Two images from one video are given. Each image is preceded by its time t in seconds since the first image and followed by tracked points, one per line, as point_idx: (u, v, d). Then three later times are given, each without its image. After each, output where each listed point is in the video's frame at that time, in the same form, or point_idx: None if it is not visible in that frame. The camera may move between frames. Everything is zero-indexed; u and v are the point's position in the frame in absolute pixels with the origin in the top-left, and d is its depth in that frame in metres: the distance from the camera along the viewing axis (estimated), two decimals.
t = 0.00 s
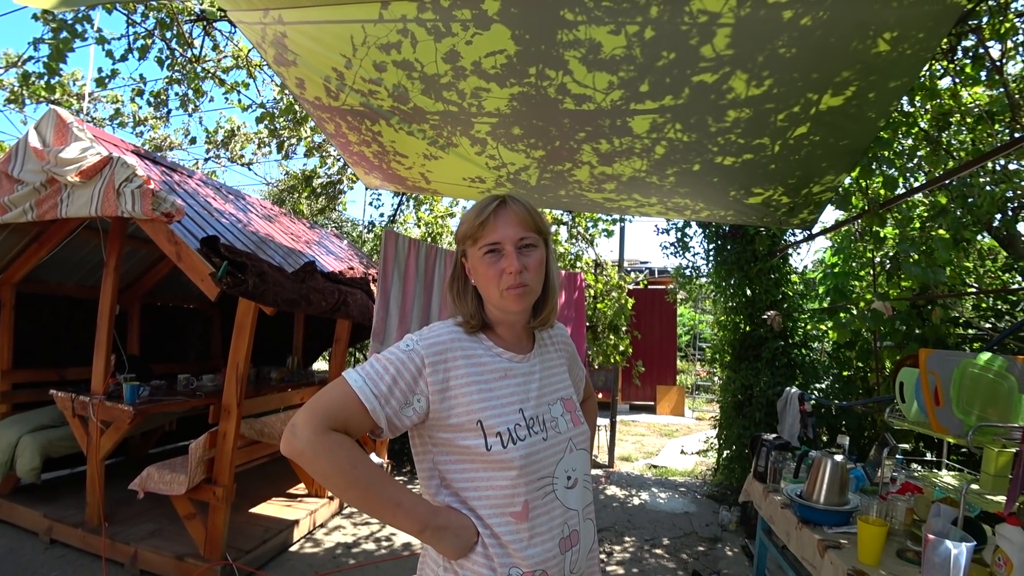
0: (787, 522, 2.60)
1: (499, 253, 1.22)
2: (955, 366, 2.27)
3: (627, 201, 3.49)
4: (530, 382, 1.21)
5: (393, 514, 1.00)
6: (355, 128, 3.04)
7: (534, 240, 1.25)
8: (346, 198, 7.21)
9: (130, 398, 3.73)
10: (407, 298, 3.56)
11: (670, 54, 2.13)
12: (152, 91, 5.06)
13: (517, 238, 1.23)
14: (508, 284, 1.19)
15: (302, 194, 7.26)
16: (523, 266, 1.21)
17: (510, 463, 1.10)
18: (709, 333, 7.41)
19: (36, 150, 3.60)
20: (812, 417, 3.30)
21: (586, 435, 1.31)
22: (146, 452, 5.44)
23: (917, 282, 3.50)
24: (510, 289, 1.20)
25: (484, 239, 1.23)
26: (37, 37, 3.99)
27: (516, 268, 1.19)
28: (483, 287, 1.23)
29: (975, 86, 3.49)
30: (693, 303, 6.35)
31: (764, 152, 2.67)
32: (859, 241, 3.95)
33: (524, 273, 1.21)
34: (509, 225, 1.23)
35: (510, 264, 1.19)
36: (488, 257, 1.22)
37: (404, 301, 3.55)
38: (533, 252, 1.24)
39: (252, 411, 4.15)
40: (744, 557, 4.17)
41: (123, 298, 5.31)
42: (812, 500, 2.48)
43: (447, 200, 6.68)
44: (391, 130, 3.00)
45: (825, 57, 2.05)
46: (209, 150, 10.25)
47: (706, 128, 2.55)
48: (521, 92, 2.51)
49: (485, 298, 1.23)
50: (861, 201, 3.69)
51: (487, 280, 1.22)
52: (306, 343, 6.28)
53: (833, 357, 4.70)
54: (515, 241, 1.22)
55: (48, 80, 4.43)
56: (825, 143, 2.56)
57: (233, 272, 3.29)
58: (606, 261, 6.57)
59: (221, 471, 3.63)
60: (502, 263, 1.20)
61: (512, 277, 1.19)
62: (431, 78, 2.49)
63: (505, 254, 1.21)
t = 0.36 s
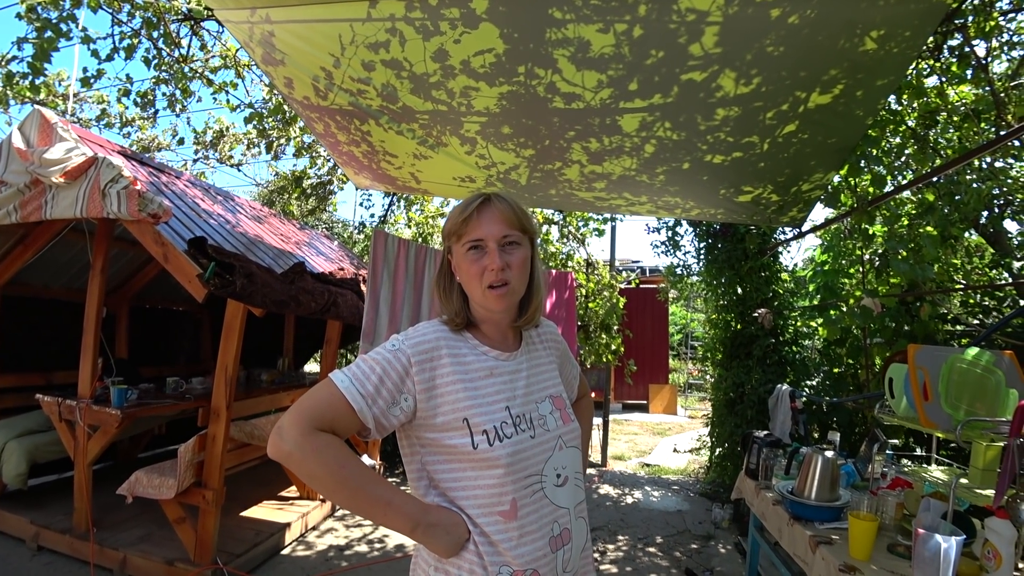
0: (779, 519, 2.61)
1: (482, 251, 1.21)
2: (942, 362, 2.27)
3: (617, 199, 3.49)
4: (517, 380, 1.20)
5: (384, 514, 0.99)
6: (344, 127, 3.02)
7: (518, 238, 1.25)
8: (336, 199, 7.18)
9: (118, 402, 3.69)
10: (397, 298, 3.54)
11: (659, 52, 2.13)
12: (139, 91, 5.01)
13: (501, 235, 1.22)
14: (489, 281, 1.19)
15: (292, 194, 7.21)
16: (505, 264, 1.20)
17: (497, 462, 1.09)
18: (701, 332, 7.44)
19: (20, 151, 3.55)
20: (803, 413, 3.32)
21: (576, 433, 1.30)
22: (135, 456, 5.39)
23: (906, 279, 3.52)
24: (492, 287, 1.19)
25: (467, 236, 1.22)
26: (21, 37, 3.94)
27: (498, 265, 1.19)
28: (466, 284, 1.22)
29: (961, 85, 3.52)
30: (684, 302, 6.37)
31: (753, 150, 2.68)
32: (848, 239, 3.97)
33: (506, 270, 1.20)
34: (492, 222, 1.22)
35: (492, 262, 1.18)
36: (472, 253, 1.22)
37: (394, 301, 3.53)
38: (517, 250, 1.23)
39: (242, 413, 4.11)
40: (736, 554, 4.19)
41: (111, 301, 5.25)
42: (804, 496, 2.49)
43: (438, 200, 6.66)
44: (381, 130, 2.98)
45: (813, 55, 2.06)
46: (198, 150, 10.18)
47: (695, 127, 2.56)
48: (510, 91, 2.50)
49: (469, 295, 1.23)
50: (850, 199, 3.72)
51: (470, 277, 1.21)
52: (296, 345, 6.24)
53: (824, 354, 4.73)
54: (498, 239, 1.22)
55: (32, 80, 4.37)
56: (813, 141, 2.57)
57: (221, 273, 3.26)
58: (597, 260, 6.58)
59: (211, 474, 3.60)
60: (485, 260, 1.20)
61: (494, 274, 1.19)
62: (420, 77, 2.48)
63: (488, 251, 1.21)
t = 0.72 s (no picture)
0: (778, 517, 2.62)
1: (500, 253, 1.21)
2: (940, 360, 2.29)
3: (615, 199, 3.50)
4: (517, 379, 1.20)
5: (390, 513, 0.99)
6: (342, 128, 3.02)
7: (534, 245, 1.26)
8: (334, 199, 7.18)
9: (116, 403, 3.68)
10: (396, 298, 3.54)
11: (657, 52, 2.14)
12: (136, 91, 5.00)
13: (520, 240, 1.23)
14: (505, 284, 1.19)
15: (290, 195, 7.20)
16: (522, 268, 1.21)
17: (499, 460, 1.09)
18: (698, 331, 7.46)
19: (17, 152, 3.54)
20: (801, 412, 3.33)
21: (575, 432, 1.31)
22: (133, 458, 5.38)
23: (903, 278, 3.53)
24: (506, 290, 1.19)
25: (487, 237, 1.21)
26: (17, 37, 3.93)
27: (517, 270, 1.19)
28: (476, 284, 1.22)
29: (957, 84, 3.53)
30: (683, 301, 6.38)
31: (751, 150, 2.69)
32: (846, 238, 3.99)
33: (522, 275, 1.21)
34: (513, 225, 1.23)
35: (512, 266, 1.18)
36: (488, 254, 1.20)
37: (393, 301, 3.53)
38: (532, 256, 1.25)
39: (241, 414, 4.11)
40: (735, 553, 4.20)
41: (108, 302, 5.24)
42: (803, 495, 2.49)
43: (436, 200, 6.66)
44: (379, 130, 2.98)
45: (810, 55, 2.06)
46: (195, 151, 10.16)
47: (693, 127, 2.57)
48: (509, 91, 2.50)
49: (477, 296, 1.22)
50: (847, 198, 3.72)
51: (482, 279, 1.21)
52: (295, 346, 6.23)
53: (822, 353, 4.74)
54: (517, 244, 1.22)
55: (28, 81, 4.36)
56: (811, 141, 2.58)
57: (220, 274, 3.25)
58: (595, 260, 6.60)
59: (210, 475, 3.59)
60: (503, 263, 1.20)
61: (511, 277, 1.19)
62: (419, 78, 2.48)
63: (506, 255, 1.20)
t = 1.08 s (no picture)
0: (777, 518, 2.62)
1: (498, 244, 1.22)
2: (939, 361, 2.29)
3: (615, 200, 3.50)
4: (520, 382, 1.21)
5: (393, 516, 1.00)
6: (343, 129, 3.02)
7: (532, 235, 1.26)
8: (334, 200, 7.18)
9: (117, 404, 3.68)
10: (396, 299, 3.55)
11: (656, 54, 2.14)
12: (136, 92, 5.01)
13: (518, 230, 1.23)
14: (505, 273, 1.19)
15: (290, 196, 7.21)
16: (522, 257, 1.21)
17: (502, 464, 1.10)
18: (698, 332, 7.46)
19: (17, 153, 3.55)
20: (801, 413, 3.33)
21: (576, 433, 1.31)
22: (133, 458, 5.38)
23: (902, 279, 3.53)
24: (508, 279, 1.19)
25: (483, 230, 1.22)
26: (18, 38, 3.94)
27: (516, 257, 1.19)
28: (477, 280, 1.22)
29: (957, 85, 3.54)
30: (682, 302, 6.39)
31: (750, 151, 2.69)
32: (845, 239, 3.99)
33: (522, 263, 1.21)
34: (508, 217, 1.24)
35: (510, 253, 1.19)
36: (487, 247, 1.21)
37: (393, 301, 3.53)
38: (531, 246, 1.25)
39: (241, 414, 4.11)
40: (735, 554, 4.21)
41: (108, 302, 5.25)
42: (802, 496, 2.50)
43: (436, 201, 6.68)
44: (379, 131, 2.98)
45: (810, 57, 2.07)
46: (195, 151, 10.16)
47: (693, 128, 2.57)
48: (509, 93, 2.50)
49: (480, 292, 1.22)
50: (847, 199, 3.72)
51: (483, 272, 1.21)
52: (295, 346, 6.23)
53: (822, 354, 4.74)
54: (515, 234, 1.23)
55: (29, 81, 4.37)
56: (810, 142, 2.58)
57: (220, 275, 3.25)
58: (595, 261, 6.61)
59: (210, 475, 3.60)
60: (501, 253, 1.20)
61: (511, 266, 1.19)
62: (419, 79, 2.49)
63: (504, 245, 1.21)
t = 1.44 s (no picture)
0: (782, 519, 2.61)
1: (495, 256, 1.21)
2: (946, 362, 2.28)
3: (619, 201, 3.50)
4: (524, 384, 1.20)
5: (396, 516, 1.00)
6: (346, 129, 3.03)
7: (530, 243, 1.25)
8: (337, 200, 7.19)
9: (121, 403, 3.69)
10: (400, 299, 3.55)
11: (661, 54, 2.14)
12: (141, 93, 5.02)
13: (515, 240, 1.22)
14: (502, 285, 1.19)
15: (294, 196, 7.22)
16: (518, 270, 1.20)
17: (506, 466, 1.09)
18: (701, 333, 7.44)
19: (22, 154, 3.56)
20: (805, 414, 3.32)
21: (583, 433, 1.31)
22: (137, 458, 5.39)
23: (907, 279, 3.52)
24: (504, 292, 1.19)
25: (480, 240, 1.22)
26: (23, 40, 3.95)
27: (512, 271, 1.19)
28: (477, 288, 1.22)
29: (962, 85, 3.52)
30: (686, 302, 6.38)
31: (755, 151, 2.69)
32: (850, 240, 3.98)
33: (518, 276, 1.20)
34: (506, 226, 1.23)
35: (505, 267, 1.18)
36: (484, 258, 1.21)
37: (397, 302, 3.53)
38: (529, 256, 1.24)
39: (245, 414, 4.12)
40: (739, 555, 4.19)
41: (113, 303, 5.26)
42: (807, 497, 2.49)
43: (439, 201, 6.68)
44: (383, 132, 2.99)
45: (814, 57, 2.06)
46: (198, 152, 10.18)
47: (697, 128, 2.56)
48: (513, 93, 2.50)
49: (479, 299, 1.22)
50: (851, 199, 3.71)
51: (481, 282, 1.21)
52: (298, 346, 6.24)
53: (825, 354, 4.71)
54: (512, 244, 1.22)
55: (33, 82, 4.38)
56: (815, 142, 2.57)
57: (224, 275, 3.26)
58: (598, 262, 6.60)
59: (214, 475, 3.60)
60: (497, 266, 1.20)
61: (507, 279, 1.19)
62: (423, 79, 2.49)
63: (501, 256, 1.20)
